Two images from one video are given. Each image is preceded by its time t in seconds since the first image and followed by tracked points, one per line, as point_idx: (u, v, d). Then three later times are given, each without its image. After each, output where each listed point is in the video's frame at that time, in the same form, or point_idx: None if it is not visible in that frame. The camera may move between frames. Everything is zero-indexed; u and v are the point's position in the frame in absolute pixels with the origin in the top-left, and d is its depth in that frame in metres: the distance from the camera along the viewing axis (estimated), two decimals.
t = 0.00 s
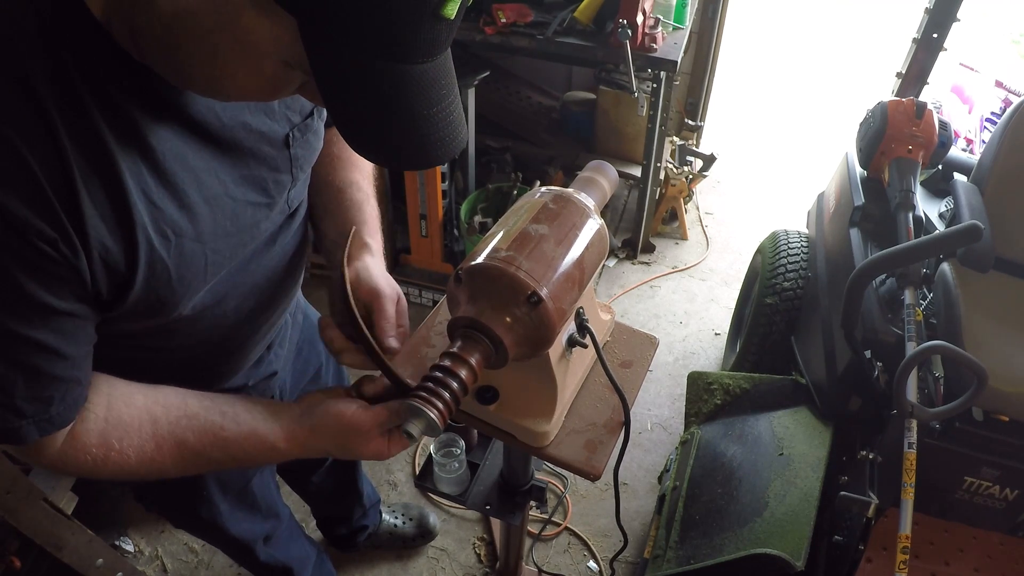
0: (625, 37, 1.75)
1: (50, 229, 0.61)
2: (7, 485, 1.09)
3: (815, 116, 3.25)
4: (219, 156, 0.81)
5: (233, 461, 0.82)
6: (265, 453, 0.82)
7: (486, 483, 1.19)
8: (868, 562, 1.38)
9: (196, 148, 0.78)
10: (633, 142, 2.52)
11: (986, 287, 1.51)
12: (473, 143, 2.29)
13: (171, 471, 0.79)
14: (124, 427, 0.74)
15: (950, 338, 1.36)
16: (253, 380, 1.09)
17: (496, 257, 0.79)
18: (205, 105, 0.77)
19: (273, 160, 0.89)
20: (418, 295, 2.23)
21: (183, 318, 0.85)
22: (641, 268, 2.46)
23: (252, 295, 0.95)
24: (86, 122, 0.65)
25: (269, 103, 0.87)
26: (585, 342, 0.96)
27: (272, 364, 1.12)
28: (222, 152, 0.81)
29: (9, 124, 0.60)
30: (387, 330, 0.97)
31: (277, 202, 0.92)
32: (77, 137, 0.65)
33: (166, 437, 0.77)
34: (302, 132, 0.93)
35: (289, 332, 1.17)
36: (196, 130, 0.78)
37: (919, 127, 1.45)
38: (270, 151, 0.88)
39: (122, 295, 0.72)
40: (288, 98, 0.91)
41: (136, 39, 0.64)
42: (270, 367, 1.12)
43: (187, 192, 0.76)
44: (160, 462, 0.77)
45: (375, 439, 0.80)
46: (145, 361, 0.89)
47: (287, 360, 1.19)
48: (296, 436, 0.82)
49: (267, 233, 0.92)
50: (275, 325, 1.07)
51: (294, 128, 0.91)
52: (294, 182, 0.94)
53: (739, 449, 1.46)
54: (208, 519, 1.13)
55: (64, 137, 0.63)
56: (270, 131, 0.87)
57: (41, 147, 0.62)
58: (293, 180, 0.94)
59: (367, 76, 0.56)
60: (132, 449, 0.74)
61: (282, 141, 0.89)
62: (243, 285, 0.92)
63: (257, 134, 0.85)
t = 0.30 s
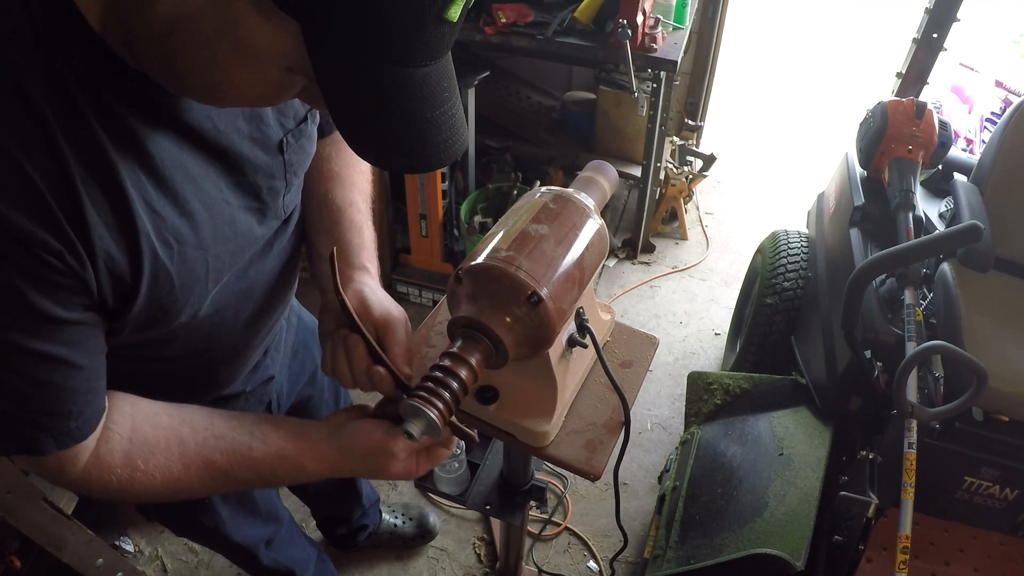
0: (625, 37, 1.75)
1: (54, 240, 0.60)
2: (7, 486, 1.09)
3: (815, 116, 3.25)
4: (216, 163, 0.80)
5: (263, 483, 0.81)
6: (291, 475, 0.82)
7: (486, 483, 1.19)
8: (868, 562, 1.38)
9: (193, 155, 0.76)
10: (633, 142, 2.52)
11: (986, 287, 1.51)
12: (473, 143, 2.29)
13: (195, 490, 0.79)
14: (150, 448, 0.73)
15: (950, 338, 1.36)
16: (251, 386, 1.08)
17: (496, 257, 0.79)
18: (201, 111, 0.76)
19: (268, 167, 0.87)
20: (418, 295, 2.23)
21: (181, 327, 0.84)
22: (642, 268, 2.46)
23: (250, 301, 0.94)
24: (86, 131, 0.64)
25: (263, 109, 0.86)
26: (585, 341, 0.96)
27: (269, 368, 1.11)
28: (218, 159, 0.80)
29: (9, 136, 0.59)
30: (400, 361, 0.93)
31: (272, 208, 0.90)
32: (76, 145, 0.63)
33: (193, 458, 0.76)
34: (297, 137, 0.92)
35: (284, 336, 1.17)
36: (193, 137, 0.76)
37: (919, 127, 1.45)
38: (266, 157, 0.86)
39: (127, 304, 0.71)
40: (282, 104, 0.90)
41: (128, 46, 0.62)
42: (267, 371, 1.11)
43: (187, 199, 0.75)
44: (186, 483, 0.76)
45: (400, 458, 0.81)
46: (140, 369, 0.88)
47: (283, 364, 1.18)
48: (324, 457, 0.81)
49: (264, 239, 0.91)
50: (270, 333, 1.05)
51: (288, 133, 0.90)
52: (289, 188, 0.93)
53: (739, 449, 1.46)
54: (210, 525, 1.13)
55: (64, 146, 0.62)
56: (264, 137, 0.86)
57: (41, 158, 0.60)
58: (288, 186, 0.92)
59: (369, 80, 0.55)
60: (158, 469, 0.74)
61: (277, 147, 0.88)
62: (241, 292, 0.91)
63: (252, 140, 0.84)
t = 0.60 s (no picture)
0: (625, 37, 1.75)
1: (55, 252, 0.58)
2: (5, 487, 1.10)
3: (815, 115, 3.25)
4: (209, 172, 0.79)
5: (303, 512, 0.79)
6: (336, 502, 0.79)
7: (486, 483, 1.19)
8: (868, 562, 1.38)
9: (186, 165, 0.75)
10: (633, 142, 2.52)
11: (986, 287, 1.51)
12: (473, 143, 2.29)
13: (233, 518, 0.77)
14: (187, 473, 0.73)
15: (950, 338, 1.36)
16: (246, 394, 1.07)
17: (496, 257, 0.79)
18: (193, 122, 0.74)
19: (258, 177, 0.86)
20: (418, 295, 2.23)
21: (177, 340, 0.82)
22: (641, 268, 2.46)
23: (247, 311, 0.93)
24: (81, 144, 0.62)
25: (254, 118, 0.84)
26: (585, 341, 0.96)
27: (263, 375, 1.09)
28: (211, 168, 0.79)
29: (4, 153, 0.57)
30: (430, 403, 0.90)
31: (262, 218, 0.89)
32: (72, 157, 0.62)
33: (232, 484, 0.75)
34: (288, 148, 0.90)
35: (278, 343, 1.15)
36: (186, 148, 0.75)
37: (919, 127, 1.45)
38: (256, 166, 0.85)
39: (129, 313, 0.70)
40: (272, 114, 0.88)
41: (123, 60, 0.62)
42: (261, 379, 1.09)
43: (183, 208, 0.74)
44: (226, 510, 0.75)
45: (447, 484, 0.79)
46: (135, 386, 0.86)
47: (277, 370, 1.17)
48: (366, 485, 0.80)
49: (257, 249, 0.90)
50: (264, 342, 1.04)
51: (279, 143, 0.88)
52: (278, 200, 0.91)
53: (739, 449, 1.46)
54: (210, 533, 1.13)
55: (60, 160, 0.60)
56: (255, 146, 0.84)
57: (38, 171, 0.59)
58: (277, 197, 0.91)
59: (365, 93, 0.54)
60: (193, 492, 0.72)
61: (267, 157, 0.86)
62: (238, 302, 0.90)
63: (243, 150, 0.83)
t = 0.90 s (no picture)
0: (625, 37, 1.75)
1: (45, 274, 0.58)
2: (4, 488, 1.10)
3: (815, 115, 3.25)
4: (203, 182, 0.78)
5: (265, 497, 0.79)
6: (294, 481, 0.79)
7: (486, 483, 1.19)
8: (868, 562, 1.38)
9: (180, 177, 0.74)
10: (633, 142, 2.52)
11: (986, 287, 1.51)
12: (473, 143, 2.29)
13: (200, 513, 0.76)
14: (149, 474, 0.71)
15: (950, 338, 1.36)
16: (243, 402, 1.06)
17: (496, 257, 0.79)
18: (189, 133, 0.74)
19: (254, 184, 0.85)
20: (418, 295, 2.23)
21: (173, 350, 0.83)
22: (641, 268, 2.46)
23: (241, 318, 0.93)
24: (72, 159, 0.61)
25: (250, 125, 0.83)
26: (585, 341, 0.96)
27: (259, 382, 1.09)
28: (205, 179, 0.78)
29: None
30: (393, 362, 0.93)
31: (258, 224, 0.89)
32: (64, 174, 0.61)
33: (195, 480, 0.74)
34: (281, 153, 0.90)
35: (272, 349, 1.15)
36: (180, 160, 0.74)
37: (919, 127, 1.45)
38: (251, 174, 0.84)
39: (119, 333, 0.70)
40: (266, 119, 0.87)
41: (118, 70, 0.62)
42: (257, 386, 1.09)
43: (176, 223, 0.74)
44: (191, 507, 0.74)
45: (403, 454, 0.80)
46: (128, 399, 0.86)
47: (273, 376, 1.16)
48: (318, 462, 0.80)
49: (252, 256, 0.90)
50: (258, 349, 1.04)
51: (273, 148, 0.88)
52: (273, 204, 0.91)
53: (739, 449, 1.46)
54: (209, 540, 1.13)
55: (51, 177, 0.60)
56: (250, 154, 0.84)
57: (28, 191, 0.58)
58: (273, 202, 0.91)
59: (362, 105, 0.54)
60: (158, 494, 0.71)
61: (262, 162, 0.86)
62: (232, 310, 0.90)
63: (239, 159, 0.82)
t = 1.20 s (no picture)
0: (625, 37, 1.75)
1: (40, 287, 0.58)
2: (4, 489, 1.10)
3: (815, 115, 3.25)
4: (201, 186, 0.78)
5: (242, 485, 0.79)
6: (265, 469, 0.79)
7: (486, 483, 1.19)
8: (868, 562, 1.38)
9: (178, 182, 0.74)
10: (633, 142, 2.52)
11: (986, 287, 1.51)
12: (473, 143, 2.29)
13: (174, 508, 0.76)
14: (119, 471, 0.70)
15: (950, 338, 1.36)
16: (242, 406, 1.06)
17: (497, 257, 0.79)
18: (187, 139, 0.74)
19: (250, 187, 0.85)
20: (418, 295, 2.23)
21: (171, 356, 0.83)
22: (641, 268, 2.46)
23: (238, 322, 0.93)
24: (68, 167, 0.61)
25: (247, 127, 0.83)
26: (585, 341, 0.96)
27: (258, 386, 1.09)
28: (202, 182, 0.78)
29: None
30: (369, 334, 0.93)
31: (256, 227, 0.89)
32: (59, 183, 0.61)
33: (165, 475, 0.73)
34: (278, 154, 0.90)
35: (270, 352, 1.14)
36: (177, 165, 0.74)
37: (919, 127, 1.45)
38: (248, 177, 0.84)
39: (114, 345, 0.70)
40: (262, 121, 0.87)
41: (114, 74, 0.61)
42: (255, 390, 1.08)
43: (173, 230, 0.74)
44: (162, 502, 0.73)
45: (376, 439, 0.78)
46: (124, 402, 0.86)
47: (271, 379, 1.16)
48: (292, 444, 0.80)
49: (249, 258, 0.90)
50: (256, 352, 1.03)
51: (270, 150, 0.88)
52: (271, 206, 0.91)
53: (739, 449, 1.46)
54: (209, 544, 1.13)
55: (46, 187, 0.59)
56: (247, 157, 0.84)
57: (23, 202, 0.58)
58: (270, 204, 0.91)
59: (360, 109, 0.53)
60: (132, 493, 0.71)
61: (260, 165, 0.87)
62: (228, 314, 0.90)
63: (236, 162, 0.82)
